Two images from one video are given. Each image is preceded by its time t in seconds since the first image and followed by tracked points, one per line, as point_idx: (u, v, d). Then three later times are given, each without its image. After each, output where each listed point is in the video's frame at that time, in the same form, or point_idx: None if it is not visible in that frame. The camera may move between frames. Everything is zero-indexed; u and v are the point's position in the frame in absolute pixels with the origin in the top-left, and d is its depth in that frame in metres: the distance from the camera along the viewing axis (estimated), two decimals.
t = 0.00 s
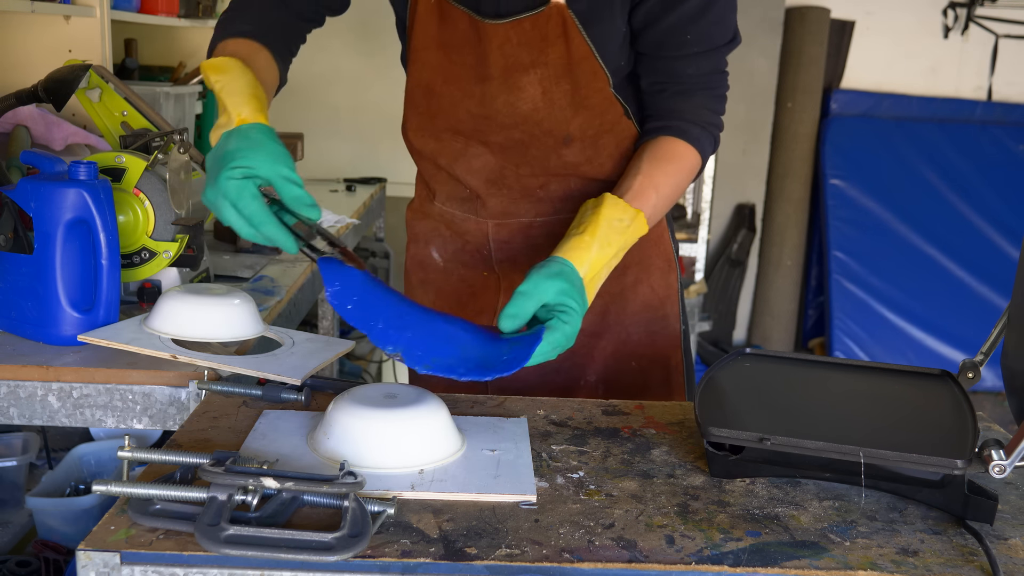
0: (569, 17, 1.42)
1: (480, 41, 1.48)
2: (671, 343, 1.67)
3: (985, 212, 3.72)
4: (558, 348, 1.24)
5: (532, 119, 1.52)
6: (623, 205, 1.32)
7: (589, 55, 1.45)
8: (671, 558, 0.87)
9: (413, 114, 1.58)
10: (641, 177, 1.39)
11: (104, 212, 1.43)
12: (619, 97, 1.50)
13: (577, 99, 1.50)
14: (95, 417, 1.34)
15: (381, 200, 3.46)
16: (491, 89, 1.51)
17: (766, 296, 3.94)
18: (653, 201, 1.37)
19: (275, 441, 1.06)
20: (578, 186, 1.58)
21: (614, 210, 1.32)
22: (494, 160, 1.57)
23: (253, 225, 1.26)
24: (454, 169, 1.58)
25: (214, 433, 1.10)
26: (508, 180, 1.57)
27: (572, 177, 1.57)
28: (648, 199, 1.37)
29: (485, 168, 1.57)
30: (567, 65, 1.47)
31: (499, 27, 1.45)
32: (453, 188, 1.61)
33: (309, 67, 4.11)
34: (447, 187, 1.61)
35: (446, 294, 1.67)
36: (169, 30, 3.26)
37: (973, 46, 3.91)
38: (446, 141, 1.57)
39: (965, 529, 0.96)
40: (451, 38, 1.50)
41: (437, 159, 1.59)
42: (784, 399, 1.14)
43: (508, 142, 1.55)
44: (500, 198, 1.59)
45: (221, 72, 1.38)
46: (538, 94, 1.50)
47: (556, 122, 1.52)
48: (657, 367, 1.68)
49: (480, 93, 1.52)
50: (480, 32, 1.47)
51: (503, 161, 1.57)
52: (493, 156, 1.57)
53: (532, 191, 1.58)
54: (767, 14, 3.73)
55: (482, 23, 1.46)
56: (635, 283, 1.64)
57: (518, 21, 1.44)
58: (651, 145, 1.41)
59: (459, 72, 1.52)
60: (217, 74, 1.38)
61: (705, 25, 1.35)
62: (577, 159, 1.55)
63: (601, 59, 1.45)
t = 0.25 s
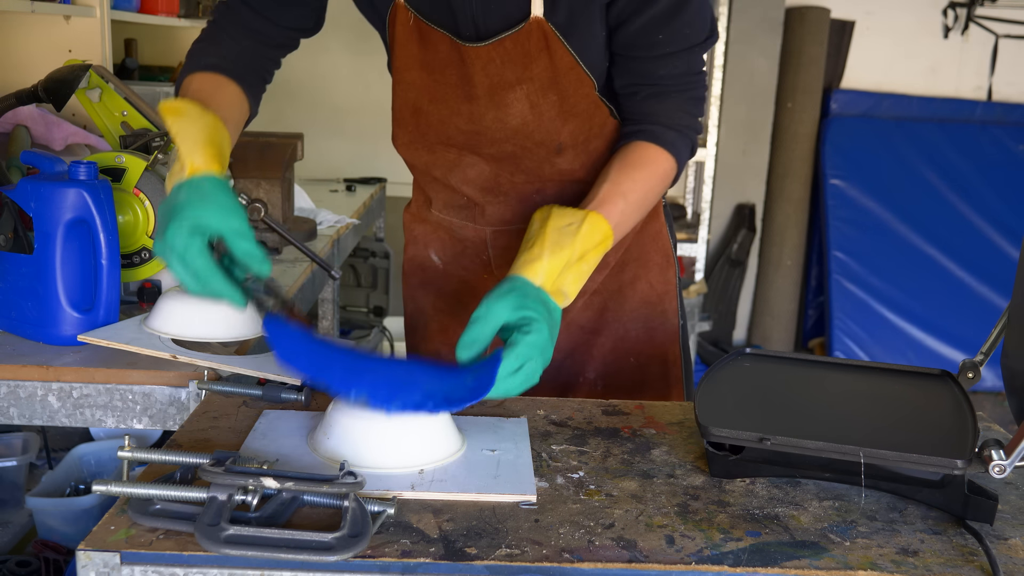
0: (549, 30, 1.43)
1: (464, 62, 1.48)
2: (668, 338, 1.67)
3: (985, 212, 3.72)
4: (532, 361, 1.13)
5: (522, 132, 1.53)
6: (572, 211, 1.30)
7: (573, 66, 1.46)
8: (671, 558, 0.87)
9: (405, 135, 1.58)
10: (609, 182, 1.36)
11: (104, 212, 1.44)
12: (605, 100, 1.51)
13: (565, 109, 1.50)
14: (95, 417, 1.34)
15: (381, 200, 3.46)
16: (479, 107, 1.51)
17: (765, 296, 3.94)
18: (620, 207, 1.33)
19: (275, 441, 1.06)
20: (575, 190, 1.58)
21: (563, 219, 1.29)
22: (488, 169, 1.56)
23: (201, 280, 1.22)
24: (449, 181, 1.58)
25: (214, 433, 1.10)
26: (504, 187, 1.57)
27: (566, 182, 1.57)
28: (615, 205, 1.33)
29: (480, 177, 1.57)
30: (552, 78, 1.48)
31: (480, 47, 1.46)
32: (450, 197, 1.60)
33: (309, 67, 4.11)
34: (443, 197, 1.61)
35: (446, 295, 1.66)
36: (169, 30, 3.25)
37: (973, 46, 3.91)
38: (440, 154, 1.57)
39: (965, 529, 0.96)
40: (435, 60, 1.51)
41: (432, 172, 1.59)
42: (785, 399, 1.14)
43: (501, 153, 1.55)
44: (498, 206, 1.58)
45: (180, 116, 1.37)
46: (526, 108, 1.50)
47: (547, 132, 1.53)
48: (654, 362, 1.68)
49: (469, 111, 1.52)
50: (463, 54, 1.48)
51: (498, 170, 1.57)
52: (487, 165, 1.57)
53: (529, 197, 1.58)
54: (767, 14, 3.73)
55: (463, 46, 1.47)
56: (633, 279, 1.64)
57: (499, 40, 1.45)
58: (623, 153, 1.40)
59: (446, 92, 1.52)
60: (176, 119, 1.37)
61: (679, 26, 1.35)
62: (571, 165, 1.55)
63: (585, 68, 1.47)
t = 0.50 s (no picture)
0: (539, 39, 1.41)
1: (454, 74, 1.47)
2: (664, 335, 1.68)
3: (984, 212, 3.72)
4: (532, 381, 1.15)
5: (515, 139, 1.52)
6: (558, 216, 1.31)
7: (564, 71, 1.45)
8: (671, 558, 0.87)
9: (397, 145, 1.58)
10: (595, 188, 1.37)
11: (104, 212, 1.44)
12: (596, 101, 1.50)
13: (557, 114, 1.49)
14: (95, 417, 1.34)
15: (381, 200, 3.46)
16: (471, 117, 1.51)
17: (765, 296, 3.94)
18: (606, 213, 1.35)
19: (275, 441, 1.06)
20: (569, 191, 1.58)
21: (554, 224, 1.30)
22: (482, 174, 1.57)
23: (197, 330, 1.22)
24: (443, 186, 1.58)
25: (214, 433, 1.10)
26: (499, 191, 1.58)
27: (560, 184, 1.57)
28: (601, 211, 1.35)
29: (474, 182, 1.57)
30: (543, 84, 1.46)
31: (470, 61, 1.44)
32: (444, 202, 1.61)
33: (309, 68, 4.11)
34: (437, 202, 1.61)
35: (441, 297, 1.67)
36: (168, 30, 3.25)
37: (973, 47, 3.91)
38: (433, 161, 1.57)
39: (965, 529, 0.96)
40: (424, 72, 1.49)
41: (426, 179, 1.60)
42: (782, 399, 1.14)
43: (495, 160, 1.55)
44: (493, 209, 1.59)
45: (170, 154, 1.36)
46: (518, 117, 1.50)
47: (540, 138, 1.52)
48: (651, 360, 1.68)
49: (461, 122, 1.52)
50: (453, 67, 1.46)
51: (492, 174, 1.57)
52: (481, 170, 1.57)
53: (524, 200, 1.58)
54: (767, 14, 3.72)
55: (453, 61, 1.45)
56: (629, 276, 1.64)
57: (489, 52, 1.43)
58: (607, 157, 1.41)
59: (437, 103, 1.51)
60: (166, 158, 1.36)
61: (666, 29, 1.35)
62: (565, 168, 1.55)
63: (576, 71, 1.45)
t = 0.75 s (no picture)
0: (535, 40, 1.41)
1: (449, 76, 1.46)
2: (661, 335, 1.68)
3: (984, 212, 3.72)
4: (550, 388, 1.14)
5: (511, 139, 1.52)
6: (566, 211, 1.30)
7: (560, 72, 1.44)
8: (671, 558, 0.87)
9: (391, 146, 1.58)
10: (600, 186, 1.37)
11: (104, 212, 1.44)
12: (593, 100, 1.49)
13: (553, 114, 1.49)
14: (95, 417, 1.34)
15: (381, 200, 3.46)
16: (466, 119, 1.50)
17: (765, 296, 3.94)
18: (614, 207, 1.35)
19: (276, 441, 1.06)
20: (566, 190, 1.58)
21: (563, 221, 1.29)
22: (478, 175, 1.56)
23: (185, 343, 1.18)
24: (439, 188, 1.59)
25: (215, 433, 1.10)
26: (495, 191, 1.57)
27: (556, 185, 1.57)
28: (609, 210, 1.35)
29: (470, 183, 1.57)
30: (539, 85, 1.46)
31: (465, 62, 1.44)
32: (440, 204, 1.61)
33: (309, 67, 4.11)
34: (433, 204, 1.62)
35: (437, 299, 1.68)
36: (168, 30, 3.25)
37: (973, 47, 3.91)
38: (429, 162, 1.57)
39: (965, 529, 0.96)
40: (419, 74, 1.49)
41: (421, 180, 1.59)
42: (781, 399, 1.14)
43: (491, 161, 1.55)
44: (489, 211, 1.59)
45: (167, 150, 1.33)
46: (514, 117, 1.49)
47: (536, 139, 1.52)
48: (649, 360, 1.69)
49: (456, 123, 1.51)
50: (448, 68, 1.45)
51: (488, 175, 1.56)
52: (477, 171, 1.57)
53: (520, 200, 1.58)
54: (767, 14, 3.72)
55: (448, 61, 1.45)
56: (626, 277, 1.64)
57: (484, 53, 1.43)
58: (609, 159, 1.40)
59: (432, 105, 1.51)
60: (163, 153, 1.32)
61: (667, 27, 1.33)
62: (561, 167, 1.55)
63: (573, 73, 1.45)
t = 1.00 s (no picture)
0: (528, 37, 1.41)
1: (442, 67, 1.47)
2: (660, 335, 1.67)
3: (984, 212, 3.72)
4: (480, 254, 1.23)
5: (503, 137, 1.51)
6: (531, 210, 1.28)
7: (553, 72, 1.45)
8: (671, 558, 0.87)
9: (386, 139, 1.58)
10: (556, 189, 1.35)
11: (104, 212, 1.44)
12: (587, 104, 1.49)
13: (547, 115, 1.49)
14: (95, 417, 1.34)
15: (381, 200, 3.46)
16: (458, 112, 1.50)
17: (765, 296, 3.94)
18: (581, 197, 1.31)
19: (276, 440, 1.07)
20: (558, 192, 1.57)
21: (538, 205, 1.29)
22: (472, 170, 1.56)
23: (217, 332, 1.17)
24: (433, 182, 1.58)
25: (215, 433, 1.10)
26: (490, 188, 1.57)
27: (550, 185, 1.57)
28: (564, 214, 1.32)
29: (463, 179, 1.57)
30: (532, 83, 1.46)
31: (457, 54, 1.45)
32: (434, 199, 1.61)
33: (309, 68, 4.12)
34: (428, 198, 1.61)
35: (434, 294, 1.66)
36: (168, 30, 3.25)
37: (973, 46, 3.91)
38: (422, 155, 1.57)
39: (965, 529, 0.96)
40: (414, 64, 1.50)
41: (416, 174, 1.59)
42: (779, 399, 1.14)
43: (483, 157, 1.55)
44: (482, 207, 1.59)
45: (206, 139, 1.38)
46: (505, 115, 1.49)
47: (528, 138, 1.52)
48: (646, 361, 1.68)
49: (448, 115, 1.51)
50: (441, 59, 1.47)
51: (482, 172, 1.56)
52: (471, 167, 1.56)
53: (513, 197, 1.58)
54: (767, 14, 3.72)
55: (442, 53, 1.46)
56: (623, 276, 1.64)
57: (476, 46, 1.43)
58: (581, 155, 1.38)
59: (425, 96, 1.52)
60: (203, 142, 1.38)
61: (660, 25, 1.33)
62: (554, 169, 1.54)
63: (567, 76, 1.45)
